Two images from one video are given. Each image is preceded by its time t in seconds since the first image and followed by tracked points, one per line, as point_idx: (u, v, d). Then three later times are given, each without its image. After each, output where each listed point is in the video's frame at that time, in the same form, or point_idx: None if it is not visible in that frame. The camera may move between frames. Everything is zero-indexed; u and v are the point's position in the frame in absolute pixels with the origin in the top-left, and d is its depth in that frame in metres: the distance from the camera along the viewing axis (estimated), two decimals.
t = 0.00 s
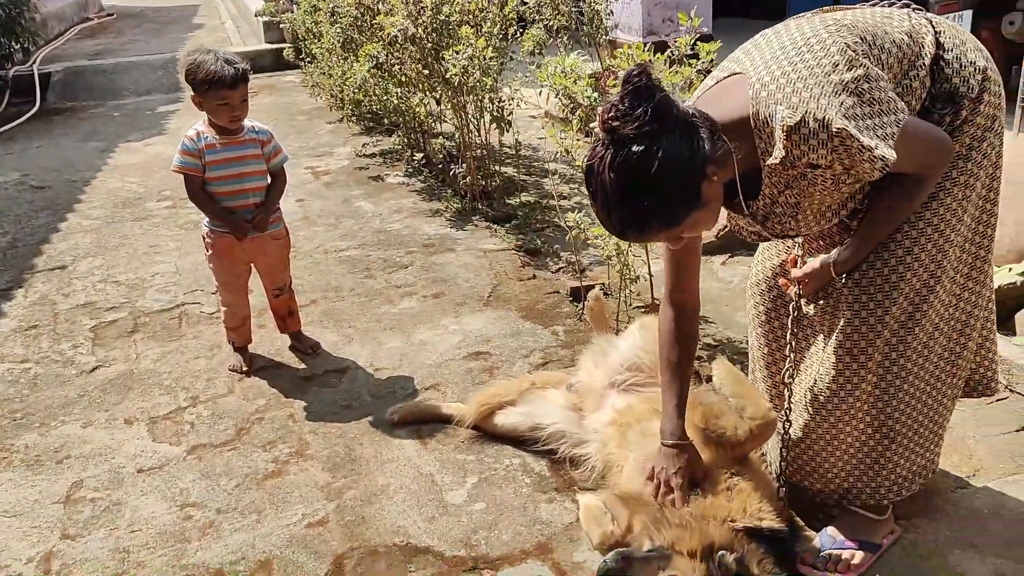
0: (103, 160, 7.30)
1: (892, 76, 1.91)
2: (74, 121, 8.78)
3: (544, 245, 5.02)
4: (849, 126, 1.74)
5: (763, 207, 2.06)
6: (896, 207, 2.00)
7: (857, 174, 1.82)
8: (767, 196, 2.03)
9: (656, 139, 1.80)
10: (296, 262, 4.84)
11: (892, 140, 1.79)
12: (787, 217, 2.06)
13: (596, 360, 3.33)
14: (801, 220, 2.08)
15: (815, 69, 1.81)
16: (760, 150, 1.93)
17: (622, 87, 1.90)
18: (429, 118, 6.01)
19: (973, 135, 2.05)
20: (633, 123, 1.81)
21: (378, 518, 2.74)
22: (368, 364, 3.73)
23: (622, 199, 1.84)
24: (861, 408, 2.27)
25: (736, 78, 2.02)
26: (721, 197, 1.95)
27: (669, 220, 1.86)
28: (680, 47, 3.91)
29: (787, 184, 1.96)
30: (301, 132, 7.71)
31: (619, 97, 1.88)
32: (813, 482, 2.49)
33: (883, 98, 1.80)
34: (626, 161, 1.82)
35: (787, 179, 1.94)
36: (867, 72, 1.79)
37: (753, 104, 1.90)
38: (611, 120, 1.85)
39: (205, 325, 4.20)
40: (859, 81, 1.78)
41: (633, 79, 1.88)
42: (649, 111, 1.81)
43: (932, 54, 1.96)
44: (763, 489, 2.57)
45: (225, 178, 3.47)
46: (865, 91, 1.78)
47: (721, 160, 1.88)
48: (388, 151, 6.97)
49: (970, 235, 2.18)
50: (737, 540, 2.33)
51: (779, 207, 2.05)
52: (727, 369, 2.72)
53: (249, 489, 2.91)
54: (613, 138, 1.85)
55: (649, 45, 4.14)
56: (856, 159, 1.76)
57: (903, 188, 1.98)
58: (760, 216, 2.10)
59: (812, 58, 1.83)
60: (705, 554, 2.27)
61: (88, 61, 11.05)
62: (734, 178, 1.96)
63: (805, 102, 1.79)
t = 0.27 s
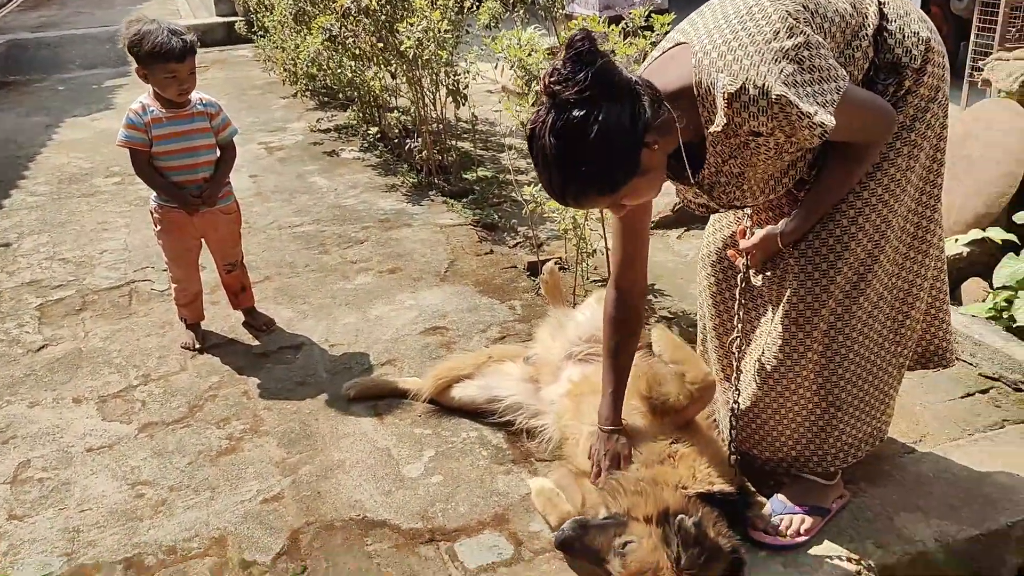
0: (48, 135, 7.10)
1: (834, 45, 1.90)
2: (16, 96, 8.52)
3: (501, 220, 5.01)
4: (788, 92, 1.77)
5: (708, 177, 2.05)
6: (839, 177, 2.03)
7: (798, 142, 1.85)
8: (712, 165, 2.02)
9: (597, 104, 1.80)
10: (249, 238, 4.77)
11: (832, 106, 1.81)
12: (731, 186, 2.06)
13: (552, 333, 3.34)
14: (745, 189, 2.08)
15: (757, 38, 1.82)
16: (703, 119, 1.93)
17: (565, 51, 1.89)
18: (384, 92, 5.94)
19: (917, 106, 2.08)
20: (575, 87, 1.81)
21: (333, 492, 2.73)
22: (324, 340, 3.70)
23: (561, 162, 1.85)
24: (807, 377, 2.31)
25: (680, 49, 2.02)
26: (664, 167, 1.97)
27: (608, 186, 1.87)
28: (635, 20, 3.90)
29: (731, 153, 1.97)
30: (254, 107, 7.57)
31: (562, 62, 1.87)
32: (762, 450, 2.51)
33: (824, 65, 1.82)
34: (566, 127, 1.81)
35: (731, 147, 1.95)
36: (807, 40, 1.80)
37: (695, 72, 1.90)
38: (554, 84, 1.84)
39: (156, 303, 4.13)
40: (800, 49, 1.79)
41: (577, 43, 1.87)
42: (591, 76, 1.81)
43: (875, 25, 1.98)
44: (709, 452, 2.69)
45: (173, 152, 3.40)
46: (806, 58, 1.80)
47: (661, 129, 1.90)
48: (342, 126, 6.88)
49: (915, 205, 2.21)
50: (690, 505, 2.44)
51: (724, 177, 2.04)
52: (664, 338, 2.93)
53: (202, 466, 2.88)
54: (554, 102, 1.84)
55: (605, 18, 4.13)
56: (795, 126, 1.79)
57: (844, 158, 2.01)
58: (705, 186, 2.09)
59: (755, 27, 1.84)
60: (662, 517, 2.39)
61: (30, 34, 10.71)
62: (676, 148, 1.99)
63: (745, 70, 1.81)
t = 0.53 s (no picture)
0: None
1: (784, 20, 1.90)
2: None
3: (466, 193, 4.99)
4: (733, 68, 1.77)
5: (662, 155, 2.07)
6: (792, 147, 2.05)
7: (747, 117, 1.86)
8: (665, 143, 2.04)
9: (542, 87, 1.80)
10: (210, 212, 4.70)
11: (780, 80, 1.82)
12: (685, 163, 2.08)
13: (515, 305, 3.32)
14: (699, 165, 2.09)
15: (704, 13, 1.81)
16: (653, 97, 1.94)
17: (513, 34, 1.89)
18: (345, 64, 5.86)
19: (871, 75, 2.10)
20: (520, 71, 1.81)
21: (299, 465, 2.72)
22: (287, 314, 3.67)
23: (508, 145, 1.86)
24: (765, 344, 2.35)
25: (632, 27, 2.01)
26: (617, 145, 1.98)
27: (558, 166, 1.87)
28: None
29: (683, 130, 1.98)
30: (214, 80, 7.43)
31: (510, 45, 1.87)
32: (723, 416, 2.56)
33: (771, 40, 1.82)
34: (513, 109, 1.82)
35: (682, 124, 1.96)
36: (753, 15, 1.80)
37: (645, 51, 1.90)
38: (500, 67, 1.85)
39: (115, 278, 4.06)
40: (747, 24, 1.79)
41: (524, 26, 1.86)
42: (535, 60, 1.81)
43: None
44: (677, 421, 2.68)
45: (130, 125, 3.33)
46: (752, 34, 1.80)
47: (609, 110, 1.89)
48: (304, 99, 6.79)
49: (872, 173, 2.24)
50: (653, 472, 2.47)
51: (677, 154, 2.05)
52: (631, 312, 2.82)
53: (165, 441, 2.85)
54: (502, 85, 1.84)
55: None
56: (743, 102, 1.80)
57: (796, 130, 2.03)
58: (660, 163, 2.10)
59: (701, 3, 1.82)
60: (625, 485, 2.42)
61: None
62: (630, 128, 1.98)
63: (691, 47, 1.81)
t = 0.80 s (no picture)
0: None
1: None
2: None
3: (443, 170, 4.98)
4: (694, 48, 1.77)
5: (628, 130, 2.06)
6: (762, 122, 2.04)
7: (709, 95, 1.86)
8: (631, 120, 2.03)
9: (504, 67, 1.82)
10: (185, 190, 4.66)
11: (743, 61, 1.80)
12: (651, 138, 2.07)
13: (495, 281, 3.34)
14: (665, 141, 2.11)
15: None
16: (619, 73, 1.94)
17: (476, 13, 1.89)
18: (320, 39, 5.80)
19: (842, 49, 2.11)
20: (482, 52, 1.83)
21: (278, 442, 2.72)
22: (264, 292, 3.65)
23: (472, 125, 1.88)
24: (737, 318, 2.37)
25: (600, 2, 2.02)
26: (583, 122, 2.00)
27: (521, 146, 1.90)
28: None
29: (648, 106, 1.98)
30: (186, 56, 7.32)
31: (472, 25, 1.89)
32: (696, 388, 2.59)
33: (734, 20, 1.80)
34: (476, 89, 1.84)
35: (648, 101, 1.96)
36: None
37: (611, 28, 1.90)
38: (463, 48, 1.87)
39: (89, 257, 4.02)
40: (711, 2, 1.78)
41: (485, 5, 1.86)
42: (496, 40, 1.82)
43: None
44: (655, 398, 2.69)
45: (101, 100, 3.29)
46: (716, 13, 1.78)
47: (572, 87, 1.92)
48: (279, 75, 6.71)
49: (842, 146, 2.25)
50: (634, 444, 2.51)
51: (643, 130, 2.06)
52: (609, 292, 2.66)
53: (142, 420, 2.84)
54: (465, 66, 1.86)
55: None
56: (703, 82, 1.81)
57: (765, 107, 2.03)
58: (626, 139, 2.09)
59: None
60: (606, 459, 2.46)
61: None
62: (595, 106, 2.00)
63: (655, 26, 1.81)
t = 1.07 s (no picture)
0: None
1: None
2: None
3: (432, 154, 4.97)
4: (669, 30, 1.78)
5: (608, 112, 2.06)
6: (747, 103, 2.04)
7: (686, 76, 1.86)
8: (610, 101, 2.03)
9: (482, 50, 1.85)
10: (172, 175, 4.64)
11: (718, 43, 1.83)
12: (632, 119, 2.05)
13: (484, 264, 3.35)
14: (646, 123, 2.08)
15: None
16: (595, 53, 1.96)
17: None
18: (308, 23, 5.77)
19: (826, 29, 2.11)
20: (461, 34, 1.87)
21: (269, 426, 2.73)
22: (253, 277, 3.65)
23: (449, 105, 1.92)
24: (723, 299, 2.39)
25: None
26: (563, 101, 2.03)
27: (498, 125, 1.94)
28: None
29: (625, 88, 1.97)
30: (173, 40, 7.26)
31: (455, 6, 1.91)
32: (685, 367, 2.61)
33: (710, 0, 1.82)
34: (454, 70, 1.88)
35: (626, 82, 1.95)
36: None
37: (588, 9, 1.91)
38: (444, 29, 1.90)
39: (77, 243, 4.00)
40: None
41: None
42: (475, 23, 1.85)
43: None
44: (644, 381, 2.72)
45: (78, 95, 3.25)
46: None
47: (551, 68, 1.93)
48: (267, 59, 6.67)
49: (829, 128, 2.25)
50: (624, 426, 2.52)
51: (623, 112, 2.05)
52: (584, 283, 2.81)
53: (133, 406, 2.84)
54: (444, 47, 1.90)
55: None
56: (679, 62, 1.81)
57: (751, 87, 2.02)
58: (607, 120, 2.09)
59: None
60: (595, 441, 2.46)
61: None
62: (576, 87, 2.03)
63: (629, 8, 1.81)
